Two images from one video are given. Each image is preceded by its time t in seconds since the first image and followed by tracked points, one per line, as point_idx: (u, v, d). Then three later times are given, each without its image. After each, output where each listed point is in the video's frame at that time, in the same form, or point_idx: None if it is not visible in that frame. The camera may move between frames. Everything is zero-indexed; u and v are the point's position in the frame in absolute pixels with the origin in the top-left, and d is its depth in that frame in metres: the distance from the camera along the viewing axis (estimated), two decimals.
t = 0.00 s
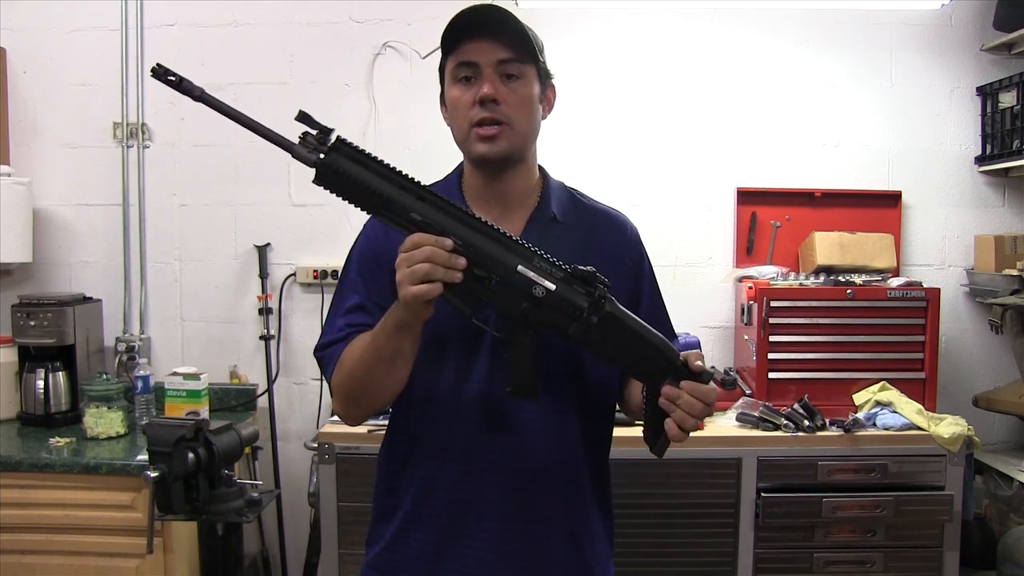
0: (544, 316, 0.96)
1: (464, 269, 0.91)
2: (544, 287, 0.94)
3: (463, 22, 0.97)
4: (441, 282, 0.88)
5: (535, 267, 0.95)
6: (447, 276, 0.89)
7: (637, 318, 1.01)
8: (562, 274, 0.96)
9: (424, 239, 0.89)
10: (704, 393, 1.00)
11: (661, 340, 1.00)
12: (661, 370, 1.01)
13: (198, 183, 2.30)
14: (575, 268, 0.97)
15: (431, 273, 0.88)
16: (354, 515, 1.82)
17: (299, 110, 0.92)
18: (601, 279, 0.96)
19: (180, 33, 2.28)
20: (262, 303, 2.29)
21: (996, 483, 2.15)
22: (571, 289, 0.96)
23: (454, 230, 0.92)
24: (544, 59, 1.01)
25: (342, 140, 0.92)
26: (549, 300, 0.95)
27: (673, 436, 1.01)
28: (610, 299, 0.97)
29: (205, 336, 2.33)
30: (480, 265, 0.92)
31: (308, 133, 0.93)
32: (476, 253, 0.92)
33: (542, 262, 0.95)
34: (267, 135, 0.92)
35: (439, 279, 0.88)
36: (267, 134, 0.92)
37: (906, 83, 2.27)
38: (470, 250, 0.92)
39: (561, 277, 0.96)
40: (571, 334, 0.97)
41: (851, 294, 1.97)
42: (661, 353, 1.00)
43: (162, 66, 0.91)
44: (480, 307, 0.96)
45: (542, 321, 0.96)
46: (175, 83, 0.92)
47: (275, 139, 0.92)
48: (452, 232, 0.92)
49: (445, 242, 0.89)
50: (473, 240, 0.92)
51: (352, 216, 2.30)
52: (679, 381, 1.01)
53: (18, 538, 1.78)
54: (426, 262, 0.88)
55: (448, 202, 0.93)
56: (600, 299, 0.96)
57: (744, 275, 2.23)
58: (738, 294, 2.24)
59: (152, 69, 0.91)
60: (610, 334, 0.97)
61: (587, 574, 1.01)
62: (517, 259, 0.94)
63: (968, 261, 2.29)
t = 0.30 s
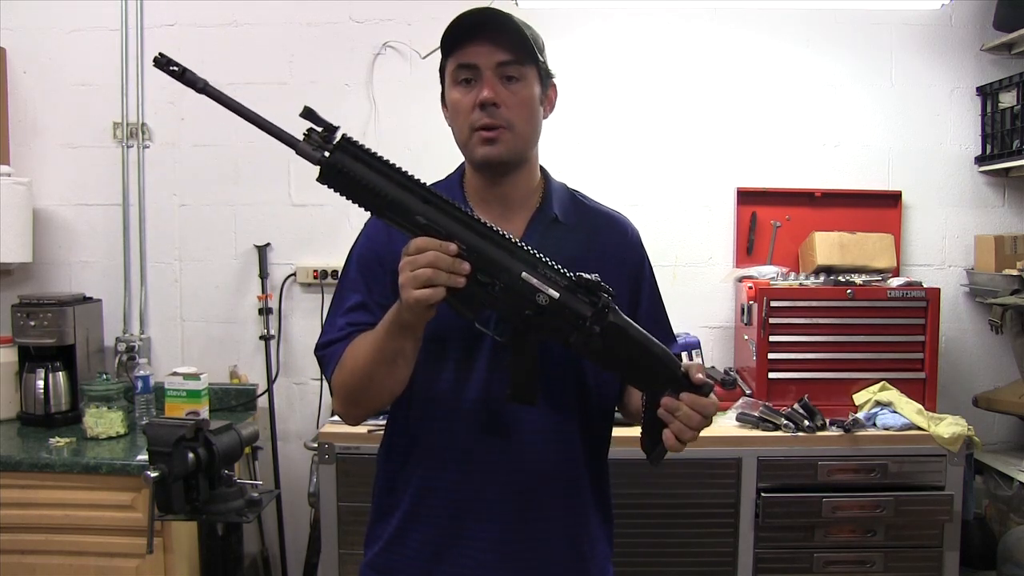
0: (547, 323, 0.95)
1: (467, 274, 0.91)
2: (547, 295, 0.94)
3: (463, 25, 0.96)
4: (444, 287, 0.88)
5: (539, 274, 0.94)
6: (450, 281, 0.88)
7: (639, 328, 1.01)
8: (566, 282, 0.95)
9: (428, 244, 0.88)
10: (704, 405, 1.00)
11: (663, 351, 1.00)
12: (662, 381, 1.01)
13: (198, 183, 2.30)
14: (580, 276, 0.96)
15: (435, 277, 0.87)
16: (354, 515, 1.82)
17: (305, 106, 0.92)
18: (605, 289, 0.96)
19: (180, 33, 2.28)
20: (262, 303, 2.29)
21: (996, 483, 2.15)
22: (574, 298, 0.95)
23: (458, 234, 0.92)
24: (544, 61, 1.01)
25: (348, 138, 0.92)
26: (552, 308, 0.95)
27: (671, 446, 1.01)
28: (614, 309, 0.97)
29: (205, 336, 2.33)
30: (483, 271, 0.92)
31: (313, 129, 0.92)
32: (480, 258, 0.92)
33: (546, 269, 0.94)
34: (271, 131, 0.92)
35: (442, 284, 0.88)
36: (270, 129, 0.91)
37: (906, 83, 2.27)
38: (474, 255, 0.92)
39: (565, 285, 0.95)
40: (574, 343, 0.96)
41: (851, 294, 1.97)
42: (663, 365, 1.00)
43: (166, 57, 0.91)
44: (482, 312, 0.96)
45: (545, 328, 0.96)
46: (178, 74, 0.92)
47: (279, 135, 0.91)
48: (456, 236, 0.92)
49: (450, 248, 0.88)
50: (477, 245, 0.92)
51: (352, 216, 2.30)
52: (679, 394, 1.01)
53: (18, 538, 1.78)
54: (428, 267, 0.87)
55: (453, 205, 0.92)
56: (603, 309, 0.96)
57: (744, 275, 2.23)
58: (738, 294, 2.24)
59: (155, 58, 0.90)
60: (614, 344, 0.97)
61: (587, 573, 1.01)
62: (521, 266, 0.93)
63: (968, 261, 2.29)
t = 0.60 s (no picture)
0: (546, 345, 0.94)
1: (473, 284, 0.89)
2: (550, 318, 0.92)
3: (459, 29, 0.95)
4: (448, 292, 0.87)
5: (546, 297, 0.92)
6: (456, 286, 0.87)
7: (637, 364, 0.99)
8: (572, 308, 0.93)
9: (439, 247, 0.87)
10: (682, 455, 0.98)
11: (657, 396, 0.97)
12: (655, 421, 0.98)
13: (198, 183, 2.30)
14: (586, 305, 0.94)
15: (441, 282, 0.86)
16: (354, 515, 1.82)
17: (340, 82, 0.87)
18: (606, 321, 0.94)
19: (180, 33, 2.28)
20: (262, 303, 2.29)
21: (996, 483, 2.15)
22: (579, 327, 0.93)
23: (472, 241, 0.89)
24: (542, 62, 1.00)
25: (378, 123, 0.87)
26: (553, 333, 0.93)
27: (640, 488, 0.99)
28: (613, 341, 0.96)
29: (205, 336, 2.33)
30: (490, 283, 0.90)
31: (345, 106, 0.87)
32: (489, 270, 0.89)
33: (554, 292, 0.92)
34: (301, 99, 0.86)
35: (447, 289, 0.87)
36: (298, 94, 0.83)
37: (906, 83, 2.27)
38: (484, 267, 0.89)
39: (570, 311, 0.93)
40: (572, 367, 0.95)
41: (851, 294, 1.96)
42: (657, 408, 0.97)
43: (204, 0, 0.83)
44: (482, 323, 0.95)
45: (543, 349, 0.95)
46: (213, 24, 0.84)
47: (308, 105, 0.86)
48: (469, 243, 0.89)
49: (460, 255, 0.87)
50: (489, 257, 0.89)
51: (352, 216, 2.30)
52: (661, 439, 0.99)
53: (18, 538, 1.78)
54: (436, 270, 0.86)
55: (472, 211, 0.90)
56: (604, 343, 0.94)
57: (744, 275, 2.22)
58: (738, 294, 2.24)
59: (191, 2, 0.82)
60: (612, 374, 0.96)
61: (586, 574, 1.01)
62: (529, 286, 0.91)
63: (968, 261, 2.29)
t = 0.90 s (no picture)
0: (543, 397, 0.92)
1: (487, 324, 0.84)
2: (552, 373, 0.90)
3: (464, 33, 0.95)
4: (461, 327, 0.83)
5: (555, 353, 0.89)
6: (472, 323, 0.83)
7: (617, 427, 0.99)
8: (576, 369, 0.91)
9: (466, 281, 0.81)
10: (633, 520, 0.99)
11: (630, 459, 0.98)
12: (621, 483, 0.98)
13: (198, 183, 2.30)
14: (589, 369, 0.92)
15: (457, 318, 0.81)
16: (354, 515, 1.82)
17: (411, 83, 0.75)
18: (605, 390, 0.94)
19: (180, 33, 2.28)
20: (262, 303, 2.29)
21: (996, 483, 2.15)
22: (577, 387, 0.92)
23: (500, 283, 0.83)
24: (546, 69, 1.00)
25: (440, 137, 0.76)
26: (549, 387, 0.91)
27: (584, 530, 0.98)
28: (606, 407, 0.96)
29: (205, 336, 2.33)
30: (504, 325, 0.85)
31: (408, 110, 0.76)
32: (505, 313, 0.85)
33: (564, 351, 0.89)
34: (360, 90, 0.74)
35: (460, 325, 0.82)
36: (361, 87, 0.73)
37: (906, 84, 2.27)
38: (503, 310, 0.84)
39: (574, 371, 0.91)
40: (561, 423, 0.94)
41: (851, 294, 1.96)
42: (626, 471, 0.97)
43: None
44: (482, 355, 0.90)
45: (537, 396, 0.92)
46: None
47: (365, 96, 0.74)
48: (496, 285, 0.83)
49: (483, 294, 0.82)
50: (511, 302, 0.84)
51: (352, 215, 2.30)
52: (619, 500, 0.98)
53: (18, 538, 1.78)
54: (455, 304, 0.81)
55: (510, 254, 0.82)
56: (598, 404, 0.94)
57: (744, 275, 2.23)
58: (738, 294, 2.24)
59: None
60: (599, 436, 0.95)
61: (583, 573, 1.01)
62: (541, 339, 0.87)
63: (968, 261, 2.29)
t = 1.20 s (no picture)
0: (553, 405, 0.92)
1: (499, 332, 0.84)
2: (562, 381, 0.90)
3: (470, 31, 0.95)
4: (472, 336, 0.82)
5: (565, 362, 0.89)
6: (483, 332, 0.82)
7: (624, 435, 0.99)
8: (586, 377, 0.91)
9: (479, 291, 0.80)
10: (638, 523, 1.01)
11: (639, 464, 0.98)
12: (630, 485, 0.99)
13: (198, 183, 2.30)
14: (599, 377, 0.92)
15: (467, 327, 0.80)
16: (353, 515, 1.82)
17: (425, 92, 0.75)
18: (616, 396, 0.94)
19: (180, 33, 2.28)
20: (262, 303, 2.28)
21: (996, 483, 2.15)
22: (587, 395, 0.92)
23: (511, 291, 0.83)
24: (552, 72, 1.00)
25: (452, 148, 0.76)
26: (559, 394, 0.91)
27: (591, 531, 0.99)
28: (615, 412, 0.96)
29: (205, 336, 2.33)
30: (514, 332, 0.86)
31: (421, 118, 0.76)
32: (516, 321, 0.85)
33: (574, 360, 0.89)
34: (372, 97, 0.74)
35: (470, 334, 0.81)
36: (373, 95, 0.73)
37: (906, 84, 2.27)
38: (515, 318, 0.84)
39: (583, 379, 0.91)
40: (571, 431, 0.94)
41: (851, 294, 1.96)
42: (634, 476, 0.98)
43: None
44: (491, 362, 0.90)
45: (545, 404, 0.92)
46: None
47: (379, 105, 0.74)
48: (507, 293, 0.83)
49: (495, 304, 0.81)
50: (522, 309, 0.84)
51: (352, 215, 2.30)
52: (627, 503, 0.99)
53: (17, 538, 1.78)
54: (466, 314, 0.80)
55: (521, 262, 0.82)
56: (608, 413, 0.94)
57: (744, 275, 2.22)
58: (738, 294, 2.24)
59: None
60: (609, 443, 0.95)
61: None
62: (551, 347, 0.88)
63: (968, 261, 2.29)
